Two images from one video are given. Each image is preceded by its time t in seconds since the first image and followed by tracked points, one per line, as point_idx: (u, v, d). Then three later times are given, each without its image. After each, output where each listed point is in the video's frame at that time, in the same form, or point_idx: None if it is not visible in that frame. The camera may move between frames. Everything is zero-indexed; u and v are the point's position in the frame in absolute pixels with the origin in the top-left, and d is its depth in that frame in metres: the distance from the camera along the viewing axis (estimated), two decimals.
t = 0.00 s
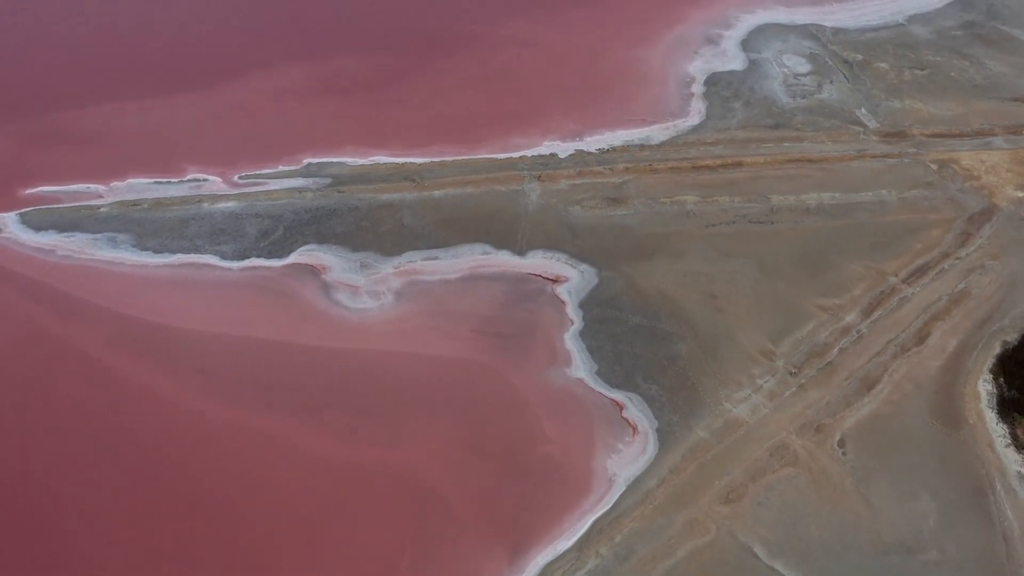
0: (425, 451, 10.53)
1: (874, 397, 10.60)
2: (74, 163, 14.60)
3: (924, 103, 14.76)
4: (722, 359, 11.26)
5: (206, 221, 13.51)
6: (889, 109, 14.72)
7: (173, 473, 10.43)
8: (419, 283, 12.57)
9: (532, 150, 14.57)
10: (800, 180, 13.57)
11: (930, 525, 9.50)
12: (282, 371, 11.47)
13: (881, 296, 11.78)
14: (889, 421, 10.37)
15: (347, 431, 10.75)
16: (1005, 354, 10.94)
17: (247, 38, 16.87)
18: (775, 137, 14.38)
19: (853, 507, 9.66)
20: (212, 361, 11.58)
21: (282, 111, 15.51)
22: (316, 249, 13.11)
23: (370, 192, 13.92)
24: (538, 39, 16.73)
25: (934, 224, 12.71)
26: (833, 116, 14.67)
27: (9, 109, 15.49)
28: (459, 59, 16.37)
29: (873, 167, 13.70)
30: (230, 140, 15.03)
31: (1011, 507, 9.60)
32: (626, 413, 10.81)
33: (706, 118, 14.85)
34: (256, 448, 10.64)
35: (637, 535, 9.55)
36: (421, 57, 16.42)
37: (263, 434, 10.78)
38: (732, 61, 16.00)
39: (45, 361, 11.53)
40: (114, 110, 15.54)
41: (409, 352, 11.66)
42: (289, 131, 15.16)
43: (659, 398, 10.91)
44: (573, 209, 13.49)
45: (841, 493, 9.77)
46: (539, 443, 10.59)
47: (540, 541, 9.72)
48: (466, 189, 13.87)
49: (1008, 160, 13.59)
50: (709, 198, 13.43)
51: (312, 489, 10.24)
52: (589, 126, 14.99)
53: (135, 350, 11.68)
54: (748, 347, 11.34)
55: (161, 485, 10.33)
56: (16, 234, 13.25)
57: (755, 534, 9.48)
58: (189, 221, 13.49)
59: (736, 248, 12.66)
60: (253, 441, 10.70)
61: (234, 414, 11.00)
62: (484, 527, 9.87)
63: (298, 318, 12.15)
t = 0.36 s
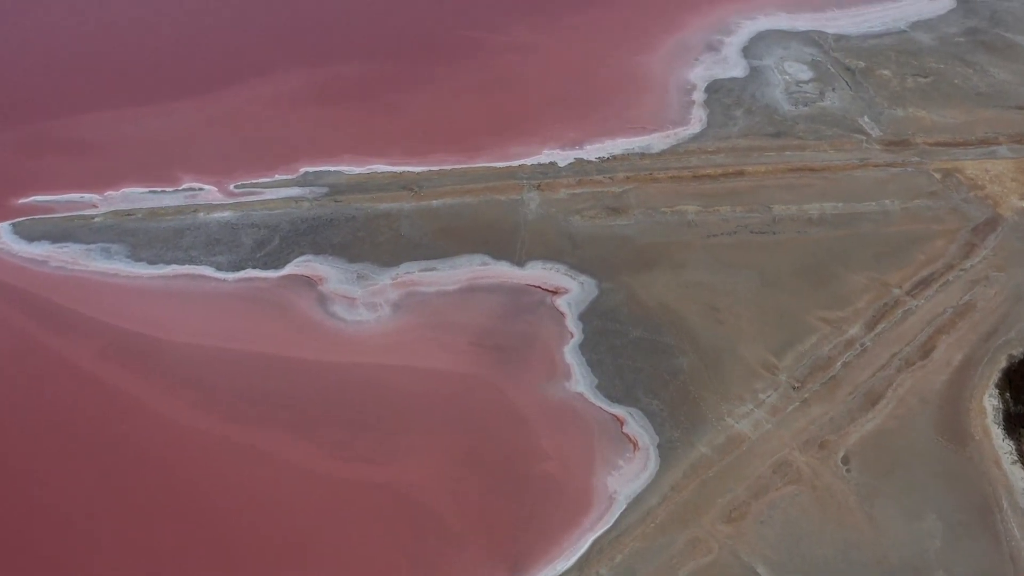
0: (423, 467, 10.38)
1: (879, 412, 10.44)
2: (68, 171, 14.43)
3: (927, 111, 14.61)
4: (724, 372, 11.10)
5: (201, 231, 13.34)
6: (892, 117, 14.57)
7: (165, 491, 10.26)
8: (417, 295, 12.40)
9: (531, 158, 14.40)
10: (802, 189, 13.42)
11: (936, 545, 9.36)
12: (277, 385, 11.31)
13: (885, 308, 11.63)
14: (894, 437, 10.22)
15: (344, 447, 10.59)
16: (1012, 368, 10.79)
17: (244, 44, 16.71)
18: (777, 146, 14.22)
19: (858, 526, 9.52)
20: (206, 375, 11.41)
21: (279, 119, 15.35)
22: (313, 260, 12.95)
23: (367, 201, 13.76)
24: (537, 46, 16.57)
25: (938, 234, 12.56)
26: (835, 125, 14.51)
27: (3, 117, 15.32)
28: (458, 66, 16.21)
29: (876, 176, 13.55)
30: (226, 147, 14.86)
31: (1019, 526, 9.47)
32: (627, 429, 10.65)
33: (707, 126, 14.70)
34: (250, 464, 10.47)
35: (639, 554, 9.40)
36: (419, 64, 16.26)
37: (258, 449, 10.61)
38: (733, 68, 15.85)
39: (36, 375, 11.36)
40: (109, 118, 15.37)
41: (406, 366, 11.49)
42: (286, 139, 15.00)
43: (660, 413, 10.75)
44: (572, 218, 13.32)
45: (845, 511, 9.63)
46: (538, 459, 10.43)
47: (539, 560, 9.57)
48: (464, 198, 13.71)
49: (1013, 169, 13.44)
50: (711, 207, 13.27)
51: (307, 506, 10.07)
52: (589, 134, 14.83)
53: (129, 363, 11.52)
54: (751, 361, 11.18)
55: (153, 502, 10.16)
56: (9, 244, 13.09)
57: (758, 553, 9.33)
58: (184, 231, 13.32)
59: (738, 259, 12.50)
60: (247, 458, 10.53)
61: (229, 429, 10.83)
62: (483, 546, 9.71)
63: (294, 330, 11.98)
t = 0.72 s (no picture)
0: (420, 484, 10.22)
1: (883, 427, 10.28)
2: (62, 181, 14.27)
3: (930, 120, 14.45)
4: (726, 387, 10.94)
5: (196, 241, 13.18)
6: (895, 126, 14.41)
7: (157, 508, 10.09)
8: (414, 306, 12.24)
9: (530, 167, 14.23)
10: (805, 199, 13.25)
11: (941, 565, 9.22)
12: (273, 399, 11.14)
13: (889, 321, 11.47)
14: (899, 454, 10.07)
15: (340, 463, 10.43)
16: (1018, 383, 10.64)
17: (240, 51, 16.54)
18: (778, 154, 14.06)
19: (862, 545, 9.37)
20: (200, 389, 11.25)
21: (276, 127, 15.19)
22: (309, 271, 12.79)
23: (364, 211, 13.59)
24: (537, 52, 16.41)
25: (942, 245, 12.41)
26: (837, 133, 14.36)
27: None
28: (457, 73, 16.05)
29: (879, 186, 13.39)
30: (222, 156, 14.69)
31: None
32: (627, 445, 10.49)
33: (708, 134, 14.54)
34: (244, 480, 10.32)
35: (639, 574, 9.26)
36: (417, 71, 16.09)
37: (253, 465, 10.45)
38: (735, 75, 15.69)
39: (28, 389, 11.20)
40: (104, 126, 15.21)
41: (403, 379, 11.32)
42: (283, 147, 14.83)
43: (661, 429, 10.59)
44: (572, 229, 13.16)
45: (850, 530, 9.48)
46: (537, 475, 10.27)
47: None
48: (463, 208, 13.54)
49: (1018, 179, 13.29)
50: (712, 217, 13.10)
51: (303, 525, 9.91)
52: (588, 142, 14.67)
53: (122, 377, 11.37)
54: (753, 375, 11.02)
55: (146, 519, 10.01)
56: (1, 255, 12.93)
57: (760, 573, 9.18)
58: (179, 242, 13.16)
59: (741, 270, 12.34)
60: (241, 474, 10.37)
61: (223, 444, 10.68)
62: (481, 565, 9.56)
63: (290, 343, 11.82)
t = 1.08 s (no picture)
0: (418, 502, 10.05)
1: (888, 444, 10.12)
2: (56, 190, 14.10)
3: (934, 128, 14.30)
4: (728, 402, 10.78)
5: (191, 252, 13.01)
6: (899, 134, 14.26)
7: (150, 527, 9.92)
8: (412, 319, 12.08)
9: (530, 176, 14.06)
10: (807, 209, 13.09)
11: None
12: (268, 415, 10.98)
13: (894, 334, 11.30)
14: (905, 472, 9.90)
15: (336, 481, 10.27)
16: None
17: (237, 57, 16.37)
18: (780, 163, 13.90)
19: (867, 566, 9.21)
20: (194, 404, 11.09)
21: (273, 135, 15.02)
22: (306, 282, 12.62)
23: (362, 221, 13.41)
24: (536, 59, 16.24)
25: (947, 256, 12.26)
26: (840, 142, 14.20)
27: None
28: (455, 80, 15.88)
29: (883, 196, 13.23)
30: (217, 165, 14.52)
31: None
32: (628, 461, 10.33)
33: (709, 143, 14.38)
34: (239, 498, 10.14)
35: None
36: (416, 78, 15.93)
37: (247, 482, 10.29)
38: (736, 82, 15.53)
39: (19, 403, 11.03)
40: (98, 134, 15.03)
41: (400, 394, 11.16)
42: (280, 156, 14.66)
43: (662, 445, 10.43)
44: (572, 239, 12.98)
45: (854, 550, 9.32)
46: (536, 493, 10.11)
47: None
48: (461, 218, 13.36)
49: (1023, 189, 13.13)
50: (713, 228, 12.93)
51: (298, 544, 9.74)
52: (588, 151, 14.51)
53: (116, 391, 11.20)
54: (755, 390, 10.86)
55: (139, 538, 9.84)
56: None
57: None
58: (174, 253, 13.00)
59: (743, 282, 12.17)
60: (236, 491, 10.20)
61: (218, 461, 10.51)
62: None
63: (286, 357, 11.65)
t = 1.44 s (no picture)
0: (415, 521, 9.89)
1: (894, 462, 9.95)
2: (49, 200, 13.92)
3: (938, 137, 14.14)
4: (731, 418, 10.61)
5: (186, 263, 12.84)
6: (902, 143, 14.10)
7: (142, 546, 9.76)
8: (410, 332, 11.91)
9: (529, 186, 13.89)
10: (810, 220, 12.92)
11: None
12: (263, 431, 10.80)
13: (898, 349, 11.14)
14: (910, 490, 9.74)
15: (333, 499, 10.10)
16: None
17: (233, 63, 16.17)
18: (782, 173, 13.74)
19: None
20: (189, 420, 10.92)
21: (269, 143, 14.84)
22: (302, 294, 12.45)
23: (359, 231, 13.23)
24: (536, 66, 16.07)
25: (952, 269, 12.09)
26: (843, 151, 14.03)
27: None
28: (454, 87, 15.70)
29: (886, 206, 13.07)
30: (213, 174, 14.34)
31: None
32: (629, 479, 10.17)
33: (711, 152, 14.22)
34: (233, 517, 9.97)
35: None
36: (414, 85, 15.75)
37: (242, 501, 10.11)
38: (738, 90, 15.37)
39: (10, 419, 10.86)
40: (92, 142, 14.85)
41: (397, 410, 10.99)
42: (276, 165, 14.48)
43: (664, 463, 10.27)
44: (571, 250, 12.80)
45: (859, 571, 9.16)
46: (536, 512, 9.94)
47: None
48: (460, 228, 13.18)
49: None
50: (715, 239, 12.76)
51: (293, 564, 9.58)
52: (589, 160, 14.34)
53: (108, 407, 11.03)
54: (758, 406, 10.69)
55: (131, 558, 9.67)
56: None
57: None
58: (169, 264, 12.82)
59: (746, 294, 12.00)
60: (230, 510, 10.03)
61: (212, 479, 10.33)
62: None
63: (281, 371, 11.48)
